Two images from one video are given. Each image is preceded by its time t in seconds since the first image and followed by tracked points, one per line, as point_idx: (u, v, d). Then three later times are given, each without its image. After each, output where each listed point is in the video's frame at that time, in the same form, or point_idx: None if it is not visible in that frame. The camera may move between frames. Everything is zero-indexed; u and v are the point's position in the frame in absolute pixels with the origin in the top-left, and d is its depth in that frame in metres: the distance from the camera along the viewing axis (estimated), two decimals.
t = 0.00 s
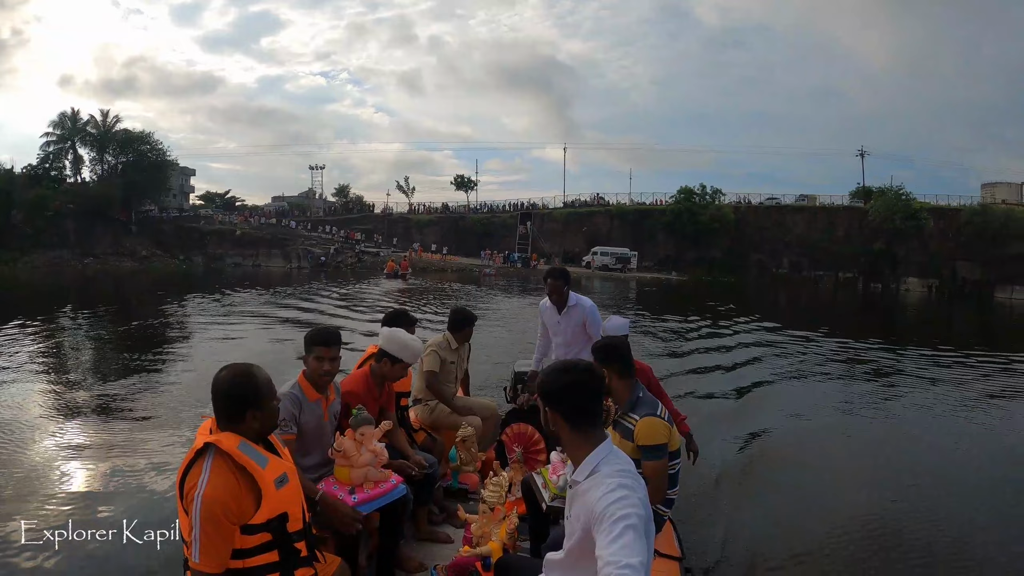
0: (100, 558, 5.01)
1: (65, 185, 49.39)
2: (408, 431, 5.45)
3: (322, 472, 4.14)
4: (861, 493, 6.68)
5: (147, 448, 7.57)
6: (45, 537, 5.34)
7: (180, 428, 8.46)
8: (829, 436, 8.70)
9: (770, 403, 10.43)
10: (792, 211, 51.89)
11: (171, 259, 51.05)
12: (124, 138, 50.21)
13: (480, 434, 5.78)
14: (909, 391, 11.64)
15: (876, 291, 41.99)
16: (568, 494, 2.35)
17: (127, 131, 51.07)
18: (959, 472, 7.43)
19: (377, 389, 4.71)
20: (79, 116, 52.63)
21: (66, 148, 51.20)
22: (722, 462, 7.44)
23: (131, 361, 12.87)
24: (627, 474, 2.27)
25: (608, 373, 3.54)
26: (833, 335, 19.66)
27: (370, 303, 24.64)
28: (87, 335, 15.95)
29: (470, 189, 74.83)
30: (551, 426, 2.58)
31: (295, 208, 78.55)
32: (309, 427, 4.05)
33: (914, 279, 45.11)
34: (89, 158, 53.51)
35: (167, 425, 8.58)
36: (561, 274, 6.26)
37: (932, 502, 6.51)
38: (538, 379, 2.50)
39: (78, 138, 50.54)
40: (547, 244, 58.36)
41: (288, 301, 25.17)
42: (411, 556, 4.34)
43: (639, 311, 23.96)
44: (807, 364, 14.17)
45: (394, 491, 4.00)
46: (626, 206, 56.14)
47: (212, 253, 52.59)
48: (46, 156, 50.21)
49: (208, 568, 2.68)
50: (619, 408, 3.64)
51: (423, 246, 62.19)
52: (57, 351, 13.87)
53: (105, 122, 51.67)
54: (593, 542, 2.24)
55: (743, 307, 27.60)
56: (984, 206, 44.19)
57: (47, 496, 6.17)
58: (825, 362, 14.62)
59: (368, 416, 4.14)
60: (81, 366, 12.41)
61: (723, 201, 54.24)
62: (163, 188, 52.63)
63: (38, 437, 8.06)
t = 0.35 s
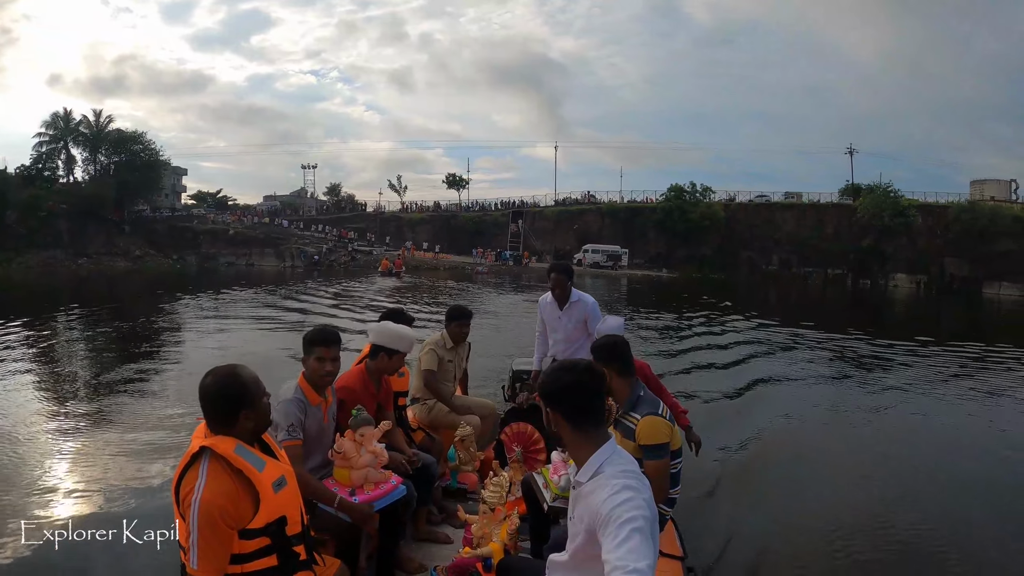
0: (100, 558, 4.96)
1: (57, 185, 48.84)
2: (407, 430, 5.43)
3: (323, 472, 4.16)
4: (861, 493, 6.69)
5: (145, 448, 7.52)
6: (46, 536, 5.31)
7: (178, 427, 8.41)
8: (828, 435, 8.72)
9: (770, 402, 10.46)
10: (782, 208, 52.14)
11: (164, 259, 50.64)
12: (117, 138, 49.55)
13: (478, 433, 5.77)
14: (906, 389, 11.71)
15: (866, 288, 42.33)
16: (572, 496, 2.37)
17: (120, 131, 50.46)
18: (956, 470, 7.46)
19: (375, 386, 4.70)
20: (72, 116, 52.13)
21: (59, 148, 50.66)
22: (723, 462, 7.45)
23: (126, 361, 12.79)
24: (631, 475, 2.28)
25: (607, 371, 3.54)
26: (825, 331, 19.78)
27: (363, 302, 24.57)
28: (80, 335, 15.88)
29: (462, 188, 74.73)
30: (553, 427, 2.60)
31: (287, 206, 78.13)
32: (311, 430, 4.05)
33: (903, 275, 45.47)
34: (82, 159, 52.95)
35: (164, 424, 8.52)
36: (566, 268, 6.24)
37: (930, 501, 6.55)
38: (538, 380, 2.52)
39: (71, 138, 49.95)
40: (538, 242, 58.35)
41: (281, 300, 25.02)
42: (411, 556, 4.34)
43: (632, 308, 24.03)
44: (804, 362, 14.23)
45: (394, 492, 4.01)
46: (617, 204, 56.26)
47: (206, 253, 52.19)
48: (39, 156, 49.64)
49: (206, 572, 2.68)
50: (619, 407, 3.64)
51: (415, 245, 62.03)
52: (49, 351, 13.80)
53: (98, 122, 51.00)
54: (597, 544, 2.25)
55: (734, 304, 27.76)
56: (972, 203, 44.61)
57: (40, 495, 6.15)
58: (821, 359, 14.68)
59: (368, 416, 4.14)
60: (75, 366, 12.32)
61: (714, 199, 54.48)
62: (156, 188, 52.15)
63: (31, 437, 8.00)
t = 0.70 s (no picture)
0: (102, 559, 4.96)
1: (51, 189, 48.37)
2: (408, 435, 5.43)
3: (324, 477, 4.15)
4: (861, 492, 6.69)
5: (144, 451, 7.51)
6: (46, 536, 5.32)
7: (175, 429, 8.39)
8: (828, 435, 8.68)
9: (770, 402, 10.41)
10: (772, 208, 52.45)
11: (158, 261, 50.28)
12: (111, 142, 48.97)
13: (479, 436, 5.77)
14: (903, 387, 11.71)
15: (857, 286, 42.65)
16: (578, 500, 2.38)
17: (115, 135, 49.88)
18: (956, 469, 7.42)
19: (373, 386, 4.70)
20: (67, 120, 51.63)
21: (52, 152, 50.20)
22: (724, 464, 7.39)
23: (123, 363, 12.77)
24: (638, 479, 2.29)
25: (612, 374, 3.50)
26: (820, 329, 19.86)
27: (358, 303, 24.53)
28: (75, 338, 15.85)
29: (455, 189, 74.67)
30: (558, 432, 2.60)
31: (281, 209, 77.86)
32: (311, 436, 4.03)
33: (893, 273, 45.83)
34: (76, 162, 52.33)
35: (161, 427, 8.50)
36: (572, 267, 6.23)
37: (929, 501, 6.51)
38: (543, 385, 2.52)
39: (65, 141, 49.35)
40: (531, 242, 58.41)
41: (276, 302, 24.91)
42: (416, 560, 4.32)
43: (626, 308, 24.13)
44: (802, 361, 14.23)
45: (396, 494, 4.01)
46: (608, 205, 56.48)
47: (200, 255, 51.89)
48: (34, 160, 49.04)
49: None
50: (623, 410, 3.65)
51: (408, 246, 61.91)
52: (45, 353, 13.81)
53: (92, 126, 50.53)
54: (603, 549, 2.26)
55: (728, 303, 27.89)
56: (962, 201, 45.05)
57: (33, 497, 6.12)
58: (819, 358, 14.68)
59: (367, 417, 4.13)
60: (73, 368, 12.31)
61: (705, 199, 54.78)
62: (150, 191, 51.77)
63: (28, 439, 7.99)
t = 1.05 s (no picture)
0: (101, 558, 4.92)
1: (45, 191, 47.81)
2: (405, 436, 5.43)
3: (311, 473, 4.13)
4: (860, 492, 6.72)
5: (142, 452, 7.48)
6: (44, 538, 5.28)
7: (171, 432, 8.33)
8: (828, 436, 8.67)
9: (768, 403, 10.43)
10: (763, 208, 52.73)
11: (153, 263, 49.88)
12: (106, 145, 48.21)
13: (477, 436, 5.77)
14: (899, 387, 11.76)
15: (848, 285, 42.90)
16: (573, 500, 2.39)
17: (110, 137, 49.22)
18: (956, 470, 7.45)
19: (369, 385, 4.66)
20: (62, 122, 51.09)
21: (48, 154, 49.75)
22: (724, 466, 7.38)
23: (119, 365, 12.67)
24: (634, 480, 2.30)
25: (609, 372, 3.49)
26: (815, 329, 19.92)
27: (353, 304, 24.48)
28: (71, 339, 15.80)
29: (448, 190, 74.62)
30: (553, 433, 2.61)
31: (275, 211, 77.59)
32: (296, 434, 4.00)
33: (885, 272, 46.20)
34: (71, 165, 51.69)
35: (159, 429, 8.44)
36: (573, 267, 6.24)
37: (931, 502, 6.51)
38: (537, 387, 2.53)
39: (60, 144, 48.74)
40: (524, 243, 58.43)
41: (269, 304, 24.69)
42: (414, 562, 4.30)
43: (621, 308, 24.21)
44: (798, 361, 14.28)
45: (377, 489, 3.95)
46: (601, 206, 56.66)
47: (195, 257, 51.51)
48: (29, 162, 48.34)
49: None
50: (619, 410, 3.65)
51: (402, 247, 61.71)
52: (41, 355, 13.79)
53: (87, 128, 50.00)
54: (599, 549, 2.26)
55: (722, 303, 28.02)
56: (952, 201, 45.40)
57: (27, 501, 6.06)
58: (816, 358, 14.71)
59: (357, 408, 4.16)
60: (70, 370, 12.23)
61: (697, 199, 55.07)
62: (144, 193, 51.26)
63: (24, 440, 7.98)
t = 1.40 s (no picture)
0: (101, 557, 4.94)
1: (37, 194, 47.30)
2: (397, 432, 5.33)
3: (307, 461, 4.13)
4: (852, 487, 6.78)
5: (138, 454, 7.45)
6: (45, 537, 5.30)
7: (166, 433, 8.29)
8: (819, 433, 8.68)
9: (759, 400, 10.42)
10: (752, 207, 53.01)
11: (146, 265, 49.55)
12: (98, 147, 47.67)
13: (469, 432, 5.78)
14: (887, 383, 11.84)
15: (837, 283, 43.30)
16: (559, 486, 2.39)
17: (102, 139, 48.63)
18: (947, 465, 7.48)
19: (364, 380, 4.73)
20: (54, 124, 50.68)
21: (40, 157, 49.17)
22: (715, 463, 7.35)
23: (110, 367, 12.56)
24: (619, 464, 2.30)
25: (596, 364, 3.53)
26: (806, 326, 19.99)
27: (345, 305, 24.46)
28: (64, 340, 15.77)
29: (439, 192, 74.49)
30: (539, 420, 2.61)
31: (265, 213, 77.20)
32: (286, 424, 4.00)
33: (872, 270, 46.61)
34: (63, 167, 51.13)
35: (154, 430, 8.40)
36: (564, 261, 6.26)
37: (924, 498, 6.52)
38: (523, 373, 2.53)
39: (52, 146, 48.22)
40: (515, 244, 58.48)
41: (260, 305, 24.49)
42: (405, 555, 4.34)
43: (612, 307, 24.30)
44: (787, 359, 14.32)
45: (353, 473, 3.81)
46: (591, 206, 56.87)
47: (188, 259, 51.18)
48: (21, 164, 47.75)
49: (182, 568, 2.63)
50: (608, 401, 3.68)
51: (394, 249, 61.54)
52: (34, 355, 13.79)
53: (79, 130, 49.46)
54: (584, 533, 2.27)
55: (712, 301, 28.18)
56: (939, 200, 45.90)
57: (24, 499, 6.10)
58: (805, 355, 14.77)
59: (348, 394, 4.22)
60: (61, 372, 12.11)
61: (686, 199, 55.38)
62: (137, 195, 50.38)
63: (20, 438, 8.03)
